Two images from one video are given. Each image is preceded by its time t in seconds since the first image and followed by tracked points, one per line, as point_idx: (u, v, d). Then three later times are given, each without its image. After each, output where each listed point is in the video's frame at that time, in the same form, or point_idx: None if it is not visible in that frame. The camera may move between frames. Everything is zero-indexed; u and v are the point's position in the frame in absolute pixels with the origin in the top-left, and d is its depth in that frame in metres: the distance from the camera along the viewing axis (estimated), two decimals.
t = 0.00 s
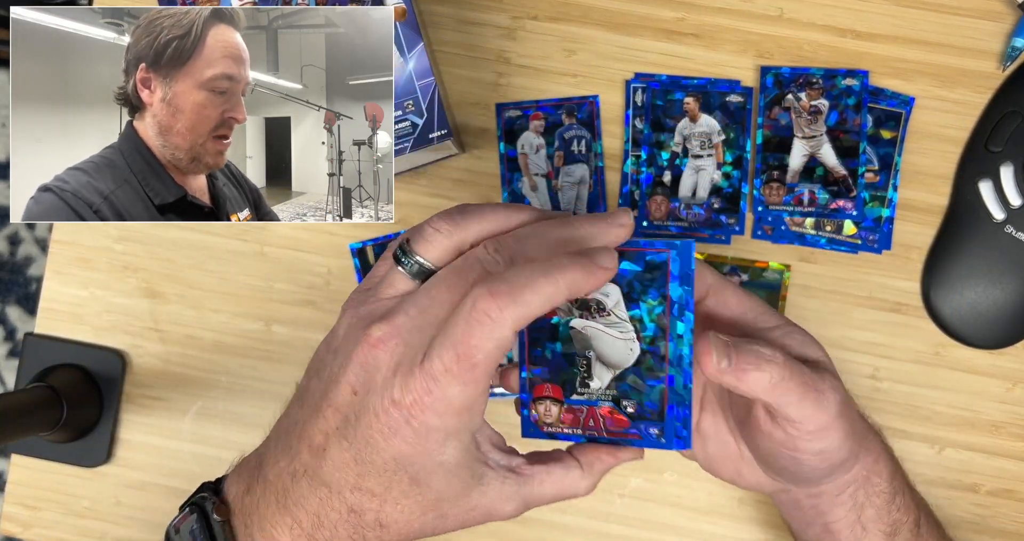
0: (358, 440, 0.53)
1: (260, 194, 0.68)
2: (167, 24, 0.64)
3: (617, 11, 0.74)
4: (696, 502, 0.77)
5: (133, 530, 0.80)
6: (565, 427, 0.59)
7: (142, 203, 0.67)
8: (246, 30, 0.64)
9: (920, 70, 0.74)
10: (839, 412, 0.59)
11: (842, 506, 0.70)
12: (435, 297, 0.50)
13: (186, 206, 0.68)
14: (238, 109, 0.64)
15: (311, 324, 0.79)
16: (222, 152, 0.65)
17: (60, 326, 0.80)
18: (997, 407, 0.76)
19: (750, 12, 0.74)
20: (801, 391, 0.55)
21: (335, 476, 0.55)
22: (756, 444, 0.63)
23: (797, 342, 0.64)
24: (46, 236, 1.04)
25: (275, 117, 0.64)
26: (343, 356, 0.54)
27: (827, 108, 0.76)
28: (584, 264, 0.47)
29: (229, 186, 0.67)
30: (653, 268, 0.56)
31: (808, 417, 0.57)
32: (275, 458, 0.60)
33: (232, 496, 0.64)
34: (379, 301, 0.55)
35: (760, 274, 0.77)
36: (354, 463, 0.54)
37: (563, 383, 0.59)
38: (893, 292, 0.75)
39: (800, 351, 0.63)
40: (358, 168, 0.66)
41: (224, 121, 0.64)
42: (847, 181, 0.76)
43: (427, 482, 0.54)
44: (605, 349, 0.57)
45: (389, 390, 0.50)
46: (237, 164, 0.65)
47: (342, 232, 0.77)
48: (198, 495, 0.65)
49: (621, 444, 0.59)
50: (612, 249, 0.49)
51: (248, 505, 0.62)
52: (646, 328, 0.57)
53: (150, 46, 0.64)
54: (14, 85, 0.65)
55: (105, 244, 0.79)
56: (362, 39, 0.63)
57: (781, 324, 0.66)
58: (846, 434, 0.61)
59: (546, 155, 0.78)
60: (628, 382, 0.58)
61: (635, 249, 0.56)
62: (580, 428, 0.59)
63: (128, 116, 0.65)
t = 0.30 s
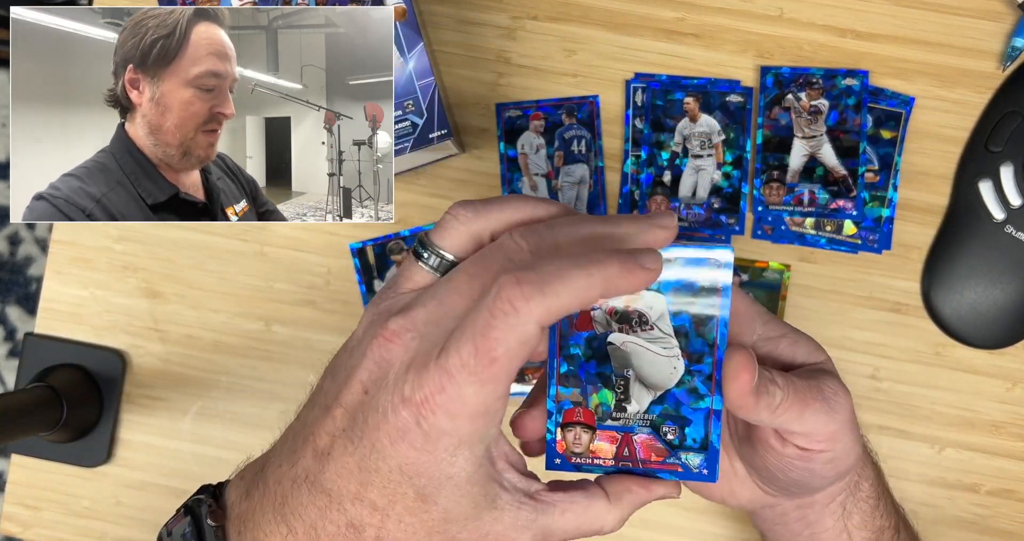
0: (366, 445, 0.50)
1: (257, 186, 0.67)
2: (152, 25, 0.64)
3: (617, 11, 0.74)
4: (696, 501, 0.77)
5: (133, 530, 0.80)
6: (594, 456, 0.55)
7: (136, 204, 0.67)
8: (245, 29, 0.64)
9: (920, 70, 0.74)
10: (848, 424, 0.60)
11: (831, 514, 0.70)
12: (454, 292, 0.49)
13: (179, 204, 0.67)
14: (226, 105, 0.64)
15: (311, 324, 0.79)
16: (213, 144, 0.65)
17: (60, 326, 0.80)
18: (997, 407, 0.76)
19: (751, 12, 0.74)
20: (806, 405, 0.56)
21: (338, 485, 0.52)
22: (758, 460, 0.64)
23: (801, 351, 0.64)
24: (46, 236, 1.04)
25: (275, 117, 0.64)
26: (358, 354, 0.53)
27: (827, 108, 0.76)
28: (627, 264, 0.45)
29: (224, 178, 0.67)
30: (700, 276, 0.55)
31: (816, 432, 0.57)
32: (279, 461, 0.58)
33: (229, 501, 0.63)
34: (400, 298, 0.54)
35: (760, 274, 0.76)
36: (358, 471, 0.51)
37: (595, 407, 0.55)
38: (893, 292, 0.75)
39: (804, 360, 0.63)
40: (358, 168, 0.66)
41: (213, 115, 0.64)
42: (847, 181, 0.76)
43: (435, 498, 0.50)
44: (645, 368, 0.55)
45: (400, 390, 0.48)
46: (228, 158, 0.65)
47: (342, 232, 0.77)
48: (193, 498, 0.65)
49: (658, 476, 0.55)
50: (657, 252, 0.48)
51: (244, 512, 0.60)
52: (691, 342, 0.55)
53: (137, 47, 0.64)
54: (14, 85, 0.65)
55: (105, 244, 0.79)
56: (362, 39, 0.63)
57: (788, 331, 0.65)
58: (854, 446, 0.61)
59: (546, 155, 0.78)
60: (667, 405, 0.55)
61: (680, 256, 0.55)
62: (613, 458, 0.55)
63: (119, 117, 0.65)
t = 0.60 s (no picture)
0: (336, 442, 0.48)
1: (262, 173, 0.67)
2: (151, 29, 0.64)
3: (617, 11, 0.74)
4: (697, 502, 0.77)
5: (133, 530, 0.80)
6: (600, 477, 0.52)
7: (138, 202, 0.66)
8: (245, 29, 0.64)
9: (920, 70, 0.74)
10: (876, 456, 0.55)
11: None
12: (445, 284, 0.49)
13: (180, 199, 0.67)
14: (224, 106, 0.64)
15: (311, 324, 0.79)
16: (212, 141, 0.65)
17: (60, 326, 0.80)
18: (997, 407, 0.76)
19: (751, 12, 0.74)
20: (830, 436, 0.52)
21: (296, 483, 0.49)
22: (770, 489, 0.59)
23: (831, 380, 0.60)
24: (46, 236, 1.04)
25: (275, 117, 0.65)
26: (340, 344, 0.51)
27: (827, 108, 0.76)
28: (626, 263, 0.46)
29: (228, 169, 0.66)
30: (724, 291, 0.52)
31: (838, 465, 0.53)
32: (234, 454, 0.55)
33: (177, 491, 0.60)
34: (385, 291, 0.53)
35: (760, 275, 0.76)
36: (321, 471, 0.48)
37: (606, 426, 0.52)
38: (893, 292, 0.75)
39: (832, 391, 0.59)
40: (358, 168, 0.66)
41: (211, 116, 0.64)
42: (847, 181, 0.76)
43: (393, 506, 0.47)
44: (663, 385, 0.52)
45: (378, 381, 0.46)
46: (231, 147, 0.65)
47: (342, 232, 0.77)
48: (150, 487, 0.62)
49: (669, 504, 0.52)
50: (660, 256, 0.49)
51: (192, 503, 0.57)
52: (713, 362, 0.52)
53: (137, 49, 0.64)
54: (13, 85, 0.65)
55: (105, 243, 0.79)
56: (362, 39, 0.63)
57: (818, 357, 0.61)
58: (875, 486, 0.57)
59: (546, 155, 0.78)
60: (683, 428, 0.52)
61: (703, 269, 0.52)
62: (622, 482, 0.52)
63: (120, 117, 0.65)
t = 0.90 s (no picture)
0: (275, 453, 0.52)
1: (264, 176, 0.66)
2: (161, 36, 0.63)
3: (617, 10, 0.74)
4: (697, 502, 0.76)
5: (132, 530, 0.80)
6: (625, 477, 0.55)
7: (142, 203, 0.66)
8: (246, 30, 0.63)
9: (920, 70, 0.74)
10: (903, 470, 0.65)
11: None
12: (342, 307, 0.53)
13: (183, 200, 0.67)
14: (228, 114, 0.63)
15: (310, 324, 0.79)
16: (214, 151, 0.64)
17: (59, 326, 0.80)
18: (997, 407, 0.75)
19: (751, 11, 0.74)
20: (860, 448, 0.61)
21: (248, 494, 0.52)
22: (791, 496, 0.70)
23: (856, 394, 0.67)
24: (46, 236, 1.04)
25: (275, 117, 0.63)
26: (278, 367, 0.56)
27: (827, 108, 0.76)
28: (478, 250, 0.55)
29: (231, 173, 0.66)
30: (753, 299, 0.52)
31: (865, 475, 0.63)
32: (203, 472, 0.57)
33: (159, 505, 0.60)
34: (301, 320, 0.60)
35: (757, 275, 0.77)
36: (267, 481, 0.52)
37: (631, 428, 0.55)
38: (893, 292, 0.75)
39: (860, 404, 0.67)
40: (358, 168, 0.66)
41: (214, 123, 0.63)
42: (847, 181, 0.77)
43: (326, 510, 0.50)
44: (691, 391, 0.54)
45: (312, 398, 0.51)
46: (235, 150, 0.64)
47: (341, 232, 0.77)
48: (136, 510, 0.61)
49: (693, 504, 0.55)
50: (511, 238, 0.59)
51: (169, 519, 0.57)
52: (742, 370, 0.53)
53: (144, 55, 0.64)
54: (14, 85, 0.65)
55: (105, 244, 0.79)
56: (362, 39, 0.63)
57: (841, 369, 0.69)
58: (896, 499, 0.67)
59: (547, 155, 0.79)
60: (709, 432, 0.54)
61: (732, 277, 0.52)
62: (647, 482, 0.55)
63: (126, 119, 0.64)
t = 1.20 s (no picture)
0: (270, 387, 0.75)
1: (261, 190, 0.66)
2: (168, 23, 0.63)
3: (617, 11, 0.74)
4: (697, 502, 0.77)
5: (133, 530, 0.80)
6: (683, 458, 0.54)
7: (143, 195, 0.66)
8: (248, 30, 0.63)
9: (919, 70, 0.74)
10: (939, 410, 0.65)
11: (885, 524, 0.75)
12: (308, 286, 0.78)
13: (185, 196, 0.67)
14: (237, 107, 0.63)
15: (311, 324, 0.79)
16: (219, 149, 0.65)
17: (60, 326, 0.80)
18: (997, 407, 0.76)
19: (751, 11, 0.74)
20: (906, 392, 0.61)
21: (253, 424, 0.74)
22: (832, 459, 0.67)
23: (885, 342, 0.66)
24: (46, 236, 1.04)
25: (275, 117, 0.63)
26: (250, 329, 0.77)
27: (827, 108, 0.76)
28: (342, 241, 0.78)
29: (231, 175, 0.65)
30: (797, 268, 0.52)
31: (914, 418, 0.62)
32: (185, 437, 0.74)
33: (151, 490, 0.73)
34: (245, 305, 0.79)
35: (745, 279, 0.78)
36: (267, 410, 0.74)
37: (685, 406, 0.54)
38: (892, 292, 0.75)
39: (890, 351, 0.66)
40: (358, 168, 0.66)
41: (223, 118, 0.64)
42: (847, 181, 0.76)
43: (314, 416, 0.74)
44: (741, 362, 0.53)
45: (288, 348, 0.76)
46: (239, 161, 0.64)
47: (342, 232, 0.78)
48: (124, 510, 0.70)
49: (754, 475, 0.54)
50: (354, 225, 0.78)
51: (170, 485, 0.72)
52: (791, 336, 0.52)
53: (152, 44, 0.63)
54: (14, 85, 0.65)
55: (105, 244, 0.79)
56: (362, 39, 0.64)
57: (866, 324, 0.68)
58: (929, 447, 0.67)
59: (546, 155, 0.78)
60: (762, 401, 0.53)
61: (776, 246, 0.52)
62: (704, 458, 0.54)
63: (128, 111, 0.64)
